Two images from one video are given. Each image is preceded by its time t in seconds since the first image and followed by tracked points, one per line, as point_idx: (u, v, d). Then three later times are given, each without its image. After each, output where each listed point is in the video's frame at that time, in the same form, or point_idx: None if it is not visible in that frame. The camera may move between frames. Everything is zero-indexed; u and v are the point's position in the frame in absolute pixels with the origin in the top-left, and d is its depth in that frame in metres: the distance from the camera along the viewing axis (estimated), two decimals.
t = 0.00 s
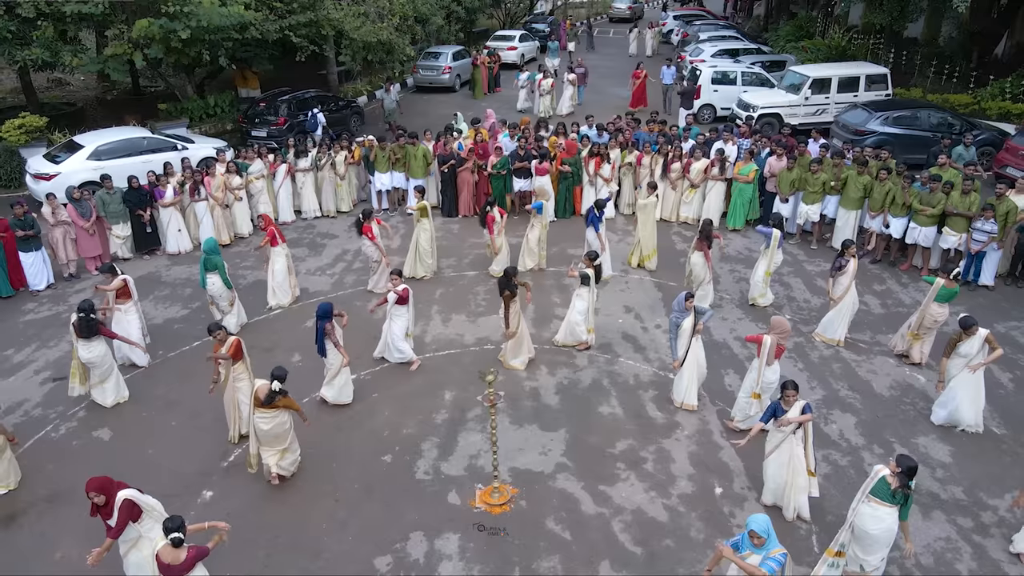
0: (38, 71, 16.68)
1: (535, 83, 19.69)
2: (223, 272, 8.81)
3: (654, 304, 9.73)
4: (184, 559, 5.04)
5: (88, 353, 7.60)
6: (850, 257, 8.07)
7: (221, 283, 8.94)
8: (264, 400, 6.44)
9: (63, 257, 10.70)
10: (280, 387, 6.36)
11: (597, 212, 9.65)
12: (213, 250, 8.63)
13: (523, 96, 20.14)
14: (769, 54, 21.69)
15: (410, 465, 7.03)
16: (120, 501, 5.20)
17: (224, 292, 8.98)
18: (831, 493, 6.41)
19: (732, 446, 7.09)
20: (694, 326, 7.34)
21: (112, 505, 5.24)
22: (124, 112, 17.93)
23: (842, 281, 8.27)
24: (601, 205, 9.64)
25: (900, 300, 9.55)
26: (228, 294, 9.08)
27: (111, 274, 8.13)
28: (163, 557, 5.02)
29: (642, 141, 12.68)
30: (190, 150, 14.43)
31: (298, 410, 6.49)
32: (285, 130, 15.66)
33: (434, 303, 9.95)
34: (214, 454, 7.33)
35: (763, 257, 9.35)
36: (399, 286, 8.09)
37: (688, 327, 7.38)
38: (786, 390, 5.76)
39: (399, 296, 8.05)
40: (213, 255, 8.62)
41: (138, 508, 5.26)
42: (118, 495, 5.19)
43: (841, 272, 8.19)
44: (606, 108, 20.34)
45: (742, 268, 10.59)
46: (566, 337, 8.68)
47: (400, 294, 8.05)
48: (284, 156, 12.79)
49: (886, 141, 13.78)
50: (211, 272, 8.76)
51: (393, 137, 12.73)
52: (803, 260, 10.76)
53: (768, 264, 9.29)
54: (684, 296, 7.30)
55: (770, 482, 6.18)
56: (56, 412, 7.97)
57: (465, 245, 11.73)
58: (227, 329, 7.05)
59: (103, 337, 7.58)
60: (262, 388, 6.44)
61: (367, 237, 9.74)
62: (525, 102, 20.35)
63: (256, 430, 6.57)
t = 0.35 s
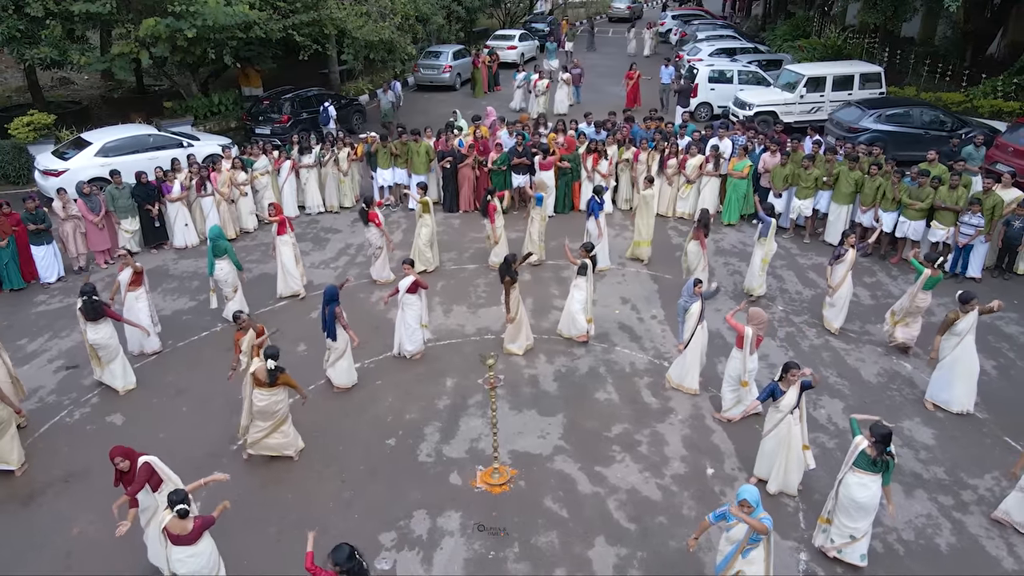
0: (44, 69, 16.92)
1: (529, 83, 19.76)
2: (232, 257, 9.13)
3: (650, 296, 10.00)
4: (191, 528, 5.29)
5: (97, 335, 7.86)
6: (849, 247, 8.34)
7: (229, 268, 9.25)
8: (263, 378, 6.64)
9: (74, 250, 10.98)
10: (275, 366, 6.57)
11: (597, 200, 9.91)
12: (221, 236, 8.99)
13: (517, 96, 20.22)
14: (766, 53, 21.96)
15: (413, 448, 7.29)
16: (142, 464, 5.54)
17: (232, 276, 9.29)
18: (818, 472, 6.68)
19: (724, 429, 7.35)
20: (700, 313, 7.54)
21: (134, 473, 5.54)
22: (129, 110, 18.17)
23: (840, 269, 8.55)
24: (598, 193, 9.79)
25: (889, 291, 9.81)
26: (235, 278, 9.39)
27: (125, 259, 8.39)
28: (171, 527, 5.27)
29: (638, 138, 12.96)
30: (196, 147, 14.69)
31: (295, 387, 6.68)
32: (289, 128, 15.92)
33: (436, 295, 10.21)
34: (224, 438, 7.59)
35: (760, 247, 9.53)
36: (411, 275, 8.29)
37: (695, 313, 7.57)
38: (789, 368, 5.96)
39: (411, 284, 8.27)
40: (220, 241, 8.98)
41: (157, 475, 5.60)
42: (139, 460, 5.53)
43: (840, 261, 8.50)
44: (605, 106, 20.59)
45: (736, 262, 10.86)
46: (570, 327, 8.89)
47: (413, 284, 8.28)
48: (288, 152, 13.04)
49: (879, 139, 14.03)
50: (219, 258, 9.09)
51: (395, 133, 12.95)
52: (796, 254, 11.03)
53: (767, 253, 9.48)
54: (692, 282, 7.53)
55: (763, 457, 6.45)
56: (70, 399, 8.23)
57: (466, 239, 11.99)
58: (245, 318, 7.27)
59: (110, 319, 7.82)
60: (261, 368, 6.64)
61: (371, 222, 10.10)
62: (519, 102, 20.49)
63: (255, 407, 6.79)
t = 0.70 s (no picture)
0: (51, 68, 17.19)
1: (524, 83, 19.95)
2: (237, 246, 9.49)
3: (647, 287, 10.27)
4: (206, 507, 5.29)
5: (97, 321, 8.14)
6: (842, 239, 8.64)
7: (234, 257, 9.63)
8: (243, 366, 6.77)
9: (84, 244, 11.21)
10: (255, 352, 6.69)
11: (603, 190, 10.13)
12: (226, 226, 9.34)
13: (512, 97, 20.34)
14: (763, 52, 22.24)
15: (417, 431, 7.56)
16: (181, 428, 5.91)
17: (237, 265, 9.66)
18: (806, 454, 6.95)
19: (717, 413, 7.63)
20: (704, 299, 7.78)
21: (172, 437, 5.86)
22: (135, 108, 18.43)
23: (832, 259, 8.82)
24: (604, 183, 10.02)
25: (879, 283, 10.08)
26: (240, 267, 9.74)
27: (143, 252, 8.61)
28: (187, 506, 5.27)
29: (636, 135, 13.24)
30: (201, 144, 14.96)
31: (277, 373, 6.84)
32: (292, 126, 16.20)
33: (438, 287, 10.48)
34: (234, 422, 7.85)
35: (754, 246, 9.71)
36: (420, 268, 8.48)
37: (698, 298, 7.82)
38: (799, 355, 6.16)
39: (419, 277, 8.44)
40: (226, 231, 9.33)
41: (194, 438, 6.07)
42: (178, 424, 5.88)
43: (833, 253, 8.78)
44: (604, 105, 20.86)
45: (731, 255, 11.12)
46: (569, 324, 9.00)
47: (421, 276, 8.46)
48: (292, 148, 13.30)
49: (872, 135, 14.29)
50: (224, 247, 9.46)
51: (397, 130, 13.17)
52: (789, 248, 11.30)
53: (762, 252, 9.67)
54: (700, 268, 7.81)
55: (764, 439, 6.76)
56: (84, 386, 8.49)
57: (467, 233, 12.26)
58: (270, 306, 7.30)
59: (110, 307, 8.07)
60: (242, 356, 6.77)
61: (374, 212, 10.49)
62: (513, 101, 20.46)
63: (244, 393, 7.00)
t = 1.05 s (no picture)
0: (57, 66, 17.41)
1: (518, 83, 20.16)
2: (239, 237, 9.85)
3: (643, 279, 10.53)
4: (211, 482, 5.44)
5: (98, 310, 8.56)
6: (835, 231, 8.96)
7: (237, 247, 10.01)
8: (233, 351, 6.97)
9: (93, 239, 11.47)
10: (243, 338, 6.86)
11: (603, 181, 10.53)
12: (232, 217, 9.72)
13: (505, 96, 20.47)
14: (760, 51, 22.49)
15: (420, 417, 7.80)
16: (213, 403, 6.37)
17: (240, 256, 10.08)
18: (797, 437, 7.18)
19: (710, 400, 7.87)
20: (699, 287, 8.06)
21: (203, 410, 6.25)
22: (139, 107, 18.67)
23: (825, 250, 9.12)
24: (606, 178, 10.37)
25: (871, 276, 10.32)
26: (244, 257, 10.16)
27: (159, 250, 8.89)
28: (192, 484, 5.43)
29: (634, 132, 13.48)
30: (206, 141, 15.20)
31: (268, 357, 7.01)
32: (296, 123, 16.44)
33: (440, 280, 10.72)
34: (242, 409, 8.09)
35: (748, 241, 9.92)
36: (422, 261, 8.78)
37: (694, 287, 8.09)
38: (799, 341, 6.41)
39: (423, 269, 8.73)
40: (231, 221, 9.71)
41: (222, 414, 6.44)
42: (211, 400, 6.35)
43: (826, 245, 9.08)
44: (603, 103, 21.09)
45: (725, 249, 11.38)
46: (567, 319, 9.17)
47: (424, 268, 8.75)
48: (296, 145, 13.55)
49: (866, 133, 14.52)
50: (228, 237, 9.86)
51: (398, 127, 13.43)
52: (783, 242, 11.55)
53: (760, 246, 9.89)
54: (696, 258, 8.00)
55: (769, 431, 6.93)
56: (96, 374, 8.74)
57: (468, 228, 12.51)
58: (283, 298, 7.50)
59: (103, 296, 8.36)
60: (231, 343, 6.95)
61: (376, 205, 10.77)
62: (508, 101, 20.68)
63: (237, 380, 7.19)
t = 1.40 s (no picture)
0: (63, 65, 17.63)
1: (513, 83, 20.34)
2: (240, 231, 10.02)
3: (640, 273, 10.77)
4: (208, 463, 5.67)
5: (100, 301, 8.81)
6: (829, 223, 9.17)
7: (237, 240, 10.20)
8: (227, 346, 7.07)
9: (102, 233, 11.70)
10: (236, 331, 7.03)
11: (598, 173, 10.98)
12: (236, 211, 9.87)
13: (501, 96, 20.56)
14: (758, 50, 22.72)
15: (422, 404, 8.04)
16: (232, 390, 6.48)
17: (238, 249, 10.29)
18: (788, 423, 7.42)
19: (705, 387, 8.11)
20: (692, 274, 8.45)
21: (223, 395, 6.37)
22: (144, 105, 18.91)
23: (820, 242, 9.35)
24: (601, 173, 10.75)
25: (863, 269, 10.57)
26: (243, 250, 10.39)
27: (172, 240, 9.16)
28: (190, 465, 5.66)
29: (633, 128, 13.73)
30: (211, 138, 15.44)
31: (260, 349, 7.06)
32: (299, 121, 16.69)
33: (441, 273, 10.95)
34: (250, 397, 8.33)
35: (742, 236, 10.02)
36: (423, 253, 9.04)
37: (686, 273, 8.48)
38: (797, 327, 6.52)
39: (426, 260, 9.01)
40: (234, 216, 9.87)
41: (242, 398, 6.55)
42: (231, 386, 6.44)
43: (820, 237, 9.30)
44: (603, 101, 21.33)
45: (721, 243, 11.62)
46: (567, 311, 9.38)
47: (427, 260, 9.03)
48: (300, 143, 13.78)
49: (861, 130, 14.76)
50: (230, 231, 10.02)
51: (401, 125, 13.70)
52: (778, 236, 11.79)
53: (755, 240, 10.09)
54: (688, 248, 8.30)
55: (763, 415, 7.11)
56: (107, 363, 8.98)
57: (469, 223, 12.74)
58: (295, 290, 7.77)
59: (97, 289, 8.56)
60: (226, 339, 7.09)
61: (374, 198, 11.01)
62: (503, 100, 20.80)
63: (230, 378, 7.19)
